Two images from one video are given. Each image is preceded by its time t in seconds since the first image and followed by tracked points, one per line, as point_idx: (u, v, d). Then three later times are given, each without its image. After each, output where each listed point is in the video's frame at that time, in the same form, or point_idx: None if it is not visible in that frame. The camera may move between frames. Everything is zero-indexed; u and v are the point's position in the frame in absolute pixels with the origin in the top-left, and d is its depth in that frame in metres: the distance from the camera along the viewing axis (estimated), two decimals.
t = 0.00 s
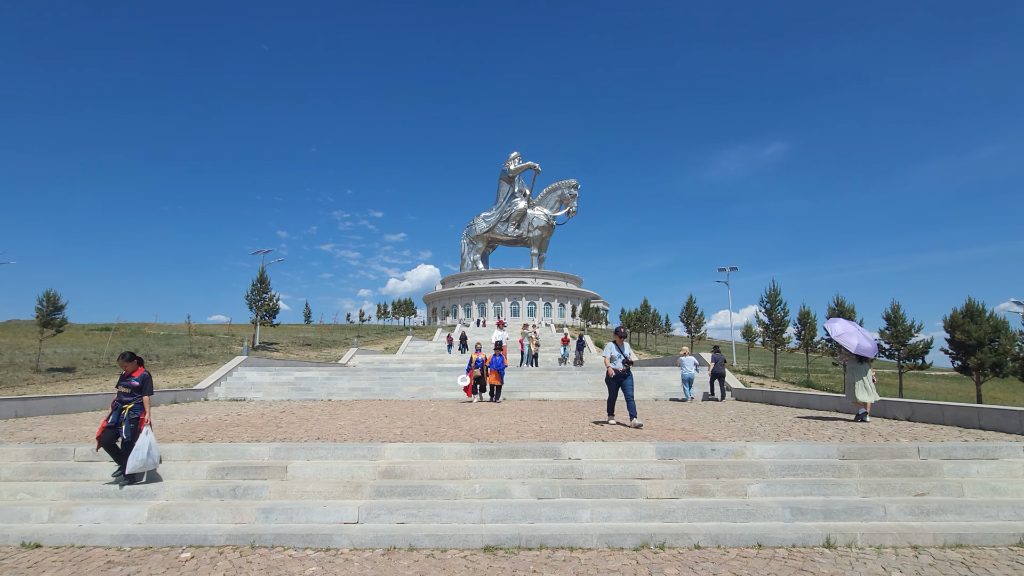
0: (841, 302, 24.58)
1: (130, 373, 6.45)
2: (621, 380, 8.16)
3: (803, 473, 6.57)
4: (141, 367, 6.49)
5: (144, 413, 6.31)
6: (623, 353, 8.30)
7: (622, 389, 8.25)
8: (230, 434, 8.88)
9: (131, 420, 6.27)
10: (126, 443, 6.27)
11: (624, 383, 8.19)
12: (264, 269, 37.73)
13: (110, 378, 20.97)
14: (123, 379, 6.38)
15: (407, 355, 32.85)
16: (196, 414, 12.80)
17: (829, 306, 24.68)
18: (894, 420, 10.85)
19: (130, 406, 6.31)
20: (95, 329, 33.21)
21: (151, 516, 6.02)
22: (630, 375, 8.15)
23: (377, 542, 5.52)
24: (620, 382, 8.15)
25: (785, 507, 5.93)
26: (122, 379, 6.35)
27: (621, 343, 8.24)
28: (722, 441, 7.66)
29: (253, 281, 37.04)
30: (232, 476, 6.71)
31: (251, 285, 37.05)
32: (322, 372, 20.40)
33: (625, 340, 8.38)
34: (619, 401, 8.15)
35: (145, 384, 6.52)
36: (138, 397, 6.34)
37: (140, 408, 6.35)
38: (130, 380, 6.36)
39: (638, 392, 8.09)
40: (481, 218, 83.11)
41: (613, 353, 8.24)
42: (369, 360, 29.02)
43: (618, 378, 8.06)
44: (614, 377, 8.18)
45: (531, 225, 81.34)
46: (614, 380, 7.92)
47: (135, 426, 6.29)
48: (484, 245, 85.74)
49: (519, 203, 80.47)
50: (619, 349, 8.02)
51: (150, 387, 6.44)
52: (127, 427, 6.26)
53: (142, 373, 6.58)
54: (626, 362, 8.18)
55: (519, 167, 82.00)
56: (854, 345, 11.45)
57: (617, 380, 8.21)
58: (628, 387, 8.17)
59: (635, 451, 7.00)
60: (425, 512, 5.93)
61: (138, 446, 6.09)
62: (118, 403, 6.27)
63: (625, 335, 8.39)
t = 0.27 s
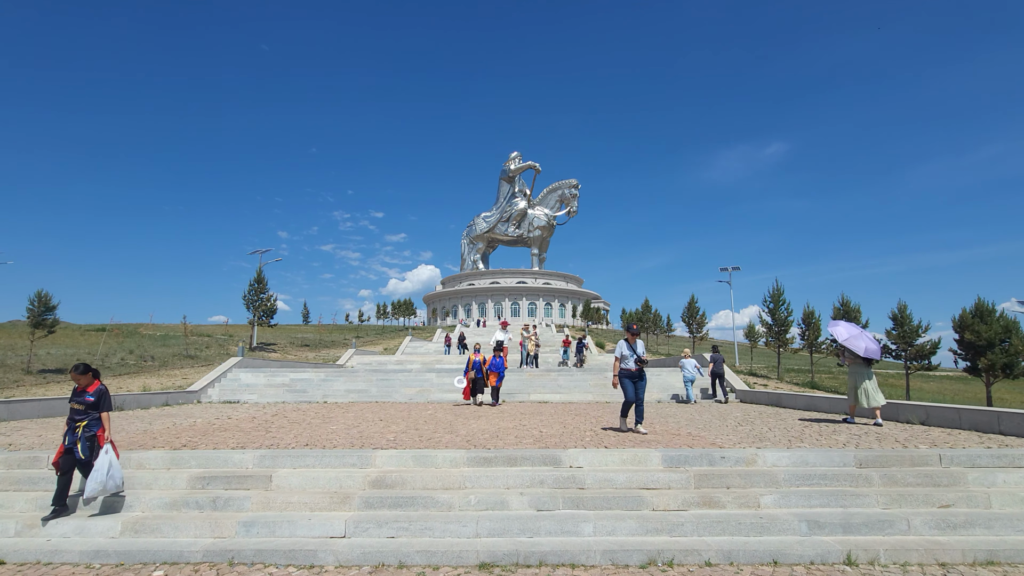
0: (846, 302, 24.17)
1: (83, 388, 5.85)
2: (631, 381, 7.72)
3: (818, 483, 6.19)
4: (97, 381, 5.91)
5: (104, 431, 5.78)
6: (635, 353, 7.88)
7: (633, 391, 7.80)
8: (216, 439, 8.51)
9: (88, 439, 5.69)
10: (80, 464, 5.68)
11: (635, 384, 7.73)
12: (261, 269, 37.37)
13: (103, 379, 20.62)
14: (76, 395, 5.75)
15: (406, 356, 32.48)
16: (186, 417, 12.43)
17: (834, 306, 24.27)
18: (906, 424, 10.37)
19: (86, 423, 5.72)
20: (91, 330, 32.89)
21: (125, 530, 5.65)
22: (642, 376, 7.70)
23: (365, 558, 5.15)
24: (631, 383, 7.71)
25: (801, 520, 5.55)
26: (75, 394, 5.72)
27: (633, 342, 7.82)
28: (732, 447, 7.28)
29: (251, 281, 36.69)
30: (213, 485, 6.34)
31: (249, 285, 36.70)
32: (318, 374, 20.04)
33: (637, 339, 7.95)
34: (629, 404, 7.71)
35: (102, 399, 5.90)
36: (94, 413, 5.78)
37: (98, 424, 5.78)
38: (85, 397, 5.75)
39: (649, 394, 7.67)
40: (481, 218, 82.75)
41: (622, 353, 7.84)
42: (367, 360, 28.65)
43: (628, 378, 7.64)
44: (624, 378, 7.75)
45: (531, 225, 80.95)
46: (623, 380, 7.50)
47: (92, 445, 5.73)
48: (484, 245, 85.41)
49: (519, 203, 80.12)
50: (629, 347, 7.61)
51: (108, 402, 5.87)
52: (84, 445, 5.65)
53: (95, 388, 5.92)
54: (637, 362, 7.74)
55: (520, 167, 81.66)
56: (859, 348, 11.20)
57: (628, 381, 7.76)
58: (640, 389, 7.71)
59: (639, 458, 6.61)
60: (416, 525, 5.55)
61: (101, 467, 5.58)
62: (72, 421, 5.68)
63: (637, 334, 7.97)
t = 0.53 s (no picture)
0: (853, 301, 23.77)
1: (27, 399, 5.39)
2: (646, 383, 7.28)
3: (842, 490, 5.79)
4: (43, 391, 5.49)
5: (54, 445, 5.37)
6: (648, 352, 7.45)
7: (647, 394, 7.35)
8: (204, 442, 8.11)
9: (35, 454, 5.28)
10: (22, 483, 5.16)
11: (649, 385, 7.28)
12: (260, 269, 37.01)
13: (96, 380, 20.25)
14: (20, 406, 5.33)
15: (405, 356, 32.08)
16: (177, 418, 12.04)
17: (841, 305, 23.87)
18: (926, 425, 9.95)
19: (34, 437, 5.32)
20: (87, 331, 32.53)
21: (100, 540, 5.26)
22: (657, 376, 7.25)
23: (356, 573, 4.75)
24: (645, 384, 7.26)
25: (827, 530, 5.14)
26: (20, 404, 5.24)
27: (645, 341, 7.38)
28: (747, 451, 6.88)
29: (249, 281, 36.33)
30: (197, 492, 5.95)
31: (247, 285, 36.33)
32: (315, 374, 19.65)
33: (651, 337, 7.53)
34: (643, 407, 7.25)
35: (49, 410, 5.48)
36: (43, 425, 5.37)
37: (48, 437, 5.40)
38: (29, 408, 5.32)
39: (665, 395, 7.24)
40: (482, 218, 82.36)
41: (634, 353, 7.42)
42: (366, 360, 28.27)
43: (642, 378, 7.20)
44: (637, 379, 7.30)
45: (532, 225, 80.59)
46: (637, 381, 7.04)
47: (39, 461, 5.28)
48: (485, 246, 85.04)
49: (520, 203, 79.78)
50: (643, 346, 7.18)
51: (58, 412, 5.47)
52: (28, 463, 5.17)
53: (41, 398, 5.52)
54: (651, 362, 7.30)
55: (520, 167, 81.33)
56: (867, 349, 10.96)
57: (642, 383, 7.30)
58: (654, 391, 7.26)
59: (650, 463, 6.21)
60: (412, 536, 5.16)
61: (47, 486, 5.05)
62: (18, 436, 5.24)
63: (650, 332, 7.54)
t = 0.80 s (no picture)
0: (861, 301, 23.37)
1: None
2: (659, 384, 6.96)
3: (870, 500, 5.41)
4: None
5: None
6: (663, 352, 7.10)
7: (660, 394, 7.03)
8: (194, 447, 7.74)
9: None
10: None
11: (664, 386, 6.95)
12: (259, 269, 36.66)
13: (92, 381, 19.91)
14: None
15: (406, 357, 31.65)
16: (170, 421, 11.68)
17: (848, 305, 23.48)
18: (946, 429, 9.60)
19: None
20: (84, 332, 32.20)
21: (75, 555, 4.89)
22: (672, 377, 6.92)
23: None
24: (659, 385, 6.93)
25: (857, 545, 4.77)
26: None
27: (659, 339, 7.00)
28: (764, 457, 6.50)
29: (248, 281, 35.99)
30: (182, 502, 5.59)
31: (246, 285, 35.99)
32: (314, 375, 19.28)
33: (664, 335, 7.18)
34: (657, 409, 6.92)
35: None
36: None
37: None
38: None
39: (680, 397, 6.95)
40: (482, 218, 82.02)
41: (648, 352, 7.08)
42: (367, 361, 27.94)
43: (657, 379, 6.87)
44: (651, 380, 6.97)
45: (533, 225, 80.24)
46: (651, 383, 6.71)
47: None
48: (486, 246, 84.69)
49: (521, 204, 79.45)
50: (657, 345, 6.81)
51: None
52: None
53: None
54: (665, 362, 6.96)
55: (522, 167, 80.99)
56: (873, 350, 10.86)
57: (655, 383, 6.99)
58: (669, 392, 6.94)
59: (663, 470, 5.84)
60: (410, 551, 4.79)
61: None
62: None
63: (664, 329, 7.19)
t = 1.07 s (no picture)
0: (869, 299, 22.97)
1: None
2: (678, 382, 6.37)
3: (902, 505, 5.02)
4: None
5: None
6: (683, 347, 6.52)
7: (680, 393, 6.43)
8: (180, 447, 7.36)
9: None
10: None
11: (682, 384, 6.38)
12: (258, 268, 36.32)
13: (86, 381, 19.55)
14: None
15: (406, 357, 31.27)
16: (161, 421, 11.30)
17: (856, 304, 23.08)
18: (969, 429, 9.23)
19: None
20: (82, 331, 31.88)
21: (43, 566, 4.50)
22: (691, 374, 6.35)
23: None
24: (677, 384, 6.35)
25: (892, 554, 4.39)
26: None
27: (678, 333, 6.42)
28: (784, 458, 6.12)
29: (247, 281, 35.65)
30: (163, 506, 5.22)
31: (245, 284, 35.64)
32: (312, 375, 18.90)
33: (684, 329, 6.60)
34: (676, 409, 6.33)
35: None
36: None
37: None
38: None
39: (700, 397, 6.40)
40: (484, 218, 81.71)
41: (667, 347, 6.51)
42: (366, 361, 27.57)
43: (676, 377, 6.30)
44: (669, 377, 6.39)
45: (534, 225, 79.88)
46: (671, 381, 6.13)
47: None
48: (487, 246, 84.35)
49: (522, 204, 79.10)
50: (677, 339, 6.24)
51: None
52: None
53: None
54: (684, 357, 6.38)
55: (523, 167, 80.67)
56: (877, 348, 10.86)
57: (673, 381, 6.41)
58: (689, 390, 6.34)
59: (679, 472, 5.45)
60: (406, 561, 4.40)
61: None
62: None
63: (683, 322, 6.60)
